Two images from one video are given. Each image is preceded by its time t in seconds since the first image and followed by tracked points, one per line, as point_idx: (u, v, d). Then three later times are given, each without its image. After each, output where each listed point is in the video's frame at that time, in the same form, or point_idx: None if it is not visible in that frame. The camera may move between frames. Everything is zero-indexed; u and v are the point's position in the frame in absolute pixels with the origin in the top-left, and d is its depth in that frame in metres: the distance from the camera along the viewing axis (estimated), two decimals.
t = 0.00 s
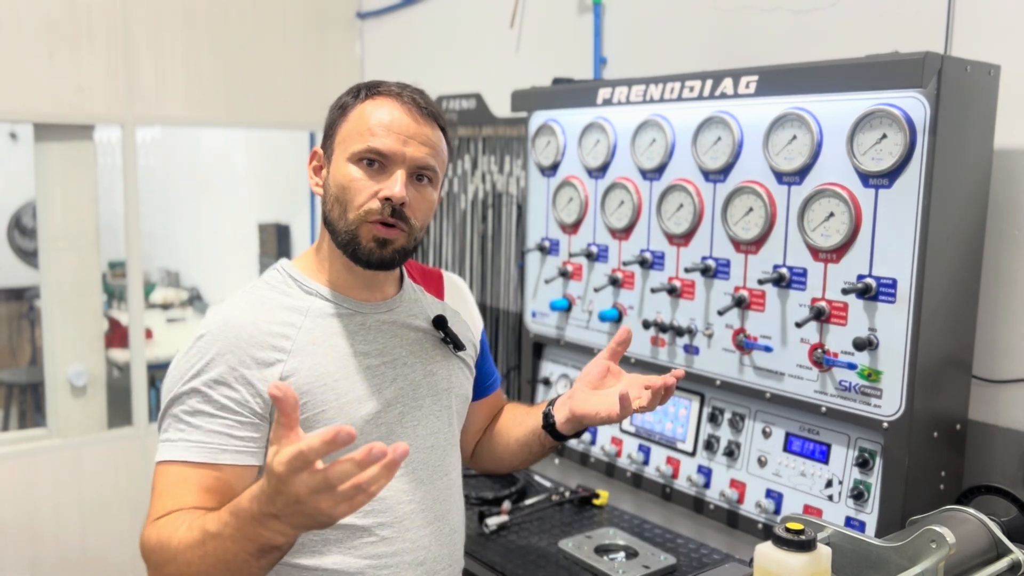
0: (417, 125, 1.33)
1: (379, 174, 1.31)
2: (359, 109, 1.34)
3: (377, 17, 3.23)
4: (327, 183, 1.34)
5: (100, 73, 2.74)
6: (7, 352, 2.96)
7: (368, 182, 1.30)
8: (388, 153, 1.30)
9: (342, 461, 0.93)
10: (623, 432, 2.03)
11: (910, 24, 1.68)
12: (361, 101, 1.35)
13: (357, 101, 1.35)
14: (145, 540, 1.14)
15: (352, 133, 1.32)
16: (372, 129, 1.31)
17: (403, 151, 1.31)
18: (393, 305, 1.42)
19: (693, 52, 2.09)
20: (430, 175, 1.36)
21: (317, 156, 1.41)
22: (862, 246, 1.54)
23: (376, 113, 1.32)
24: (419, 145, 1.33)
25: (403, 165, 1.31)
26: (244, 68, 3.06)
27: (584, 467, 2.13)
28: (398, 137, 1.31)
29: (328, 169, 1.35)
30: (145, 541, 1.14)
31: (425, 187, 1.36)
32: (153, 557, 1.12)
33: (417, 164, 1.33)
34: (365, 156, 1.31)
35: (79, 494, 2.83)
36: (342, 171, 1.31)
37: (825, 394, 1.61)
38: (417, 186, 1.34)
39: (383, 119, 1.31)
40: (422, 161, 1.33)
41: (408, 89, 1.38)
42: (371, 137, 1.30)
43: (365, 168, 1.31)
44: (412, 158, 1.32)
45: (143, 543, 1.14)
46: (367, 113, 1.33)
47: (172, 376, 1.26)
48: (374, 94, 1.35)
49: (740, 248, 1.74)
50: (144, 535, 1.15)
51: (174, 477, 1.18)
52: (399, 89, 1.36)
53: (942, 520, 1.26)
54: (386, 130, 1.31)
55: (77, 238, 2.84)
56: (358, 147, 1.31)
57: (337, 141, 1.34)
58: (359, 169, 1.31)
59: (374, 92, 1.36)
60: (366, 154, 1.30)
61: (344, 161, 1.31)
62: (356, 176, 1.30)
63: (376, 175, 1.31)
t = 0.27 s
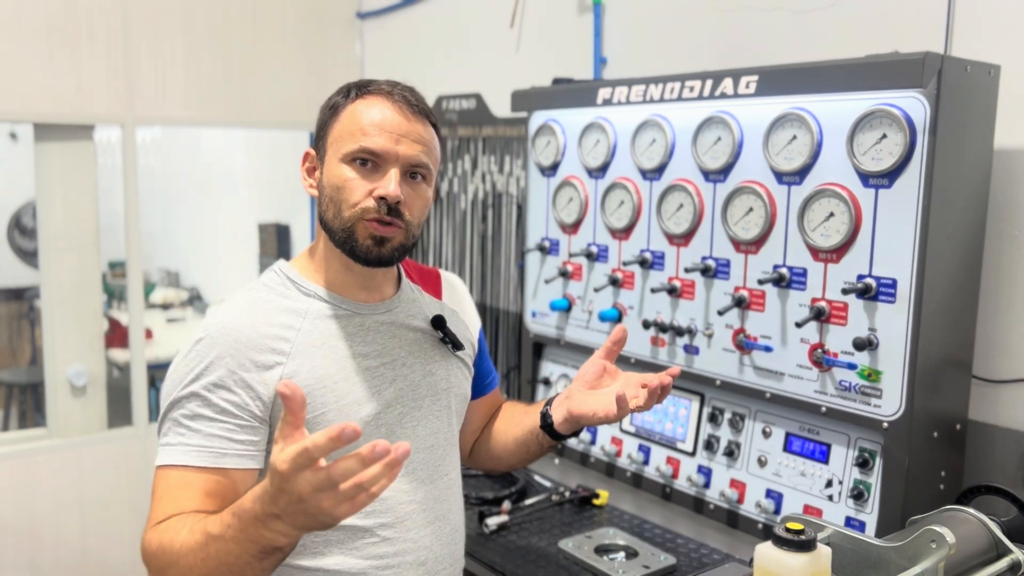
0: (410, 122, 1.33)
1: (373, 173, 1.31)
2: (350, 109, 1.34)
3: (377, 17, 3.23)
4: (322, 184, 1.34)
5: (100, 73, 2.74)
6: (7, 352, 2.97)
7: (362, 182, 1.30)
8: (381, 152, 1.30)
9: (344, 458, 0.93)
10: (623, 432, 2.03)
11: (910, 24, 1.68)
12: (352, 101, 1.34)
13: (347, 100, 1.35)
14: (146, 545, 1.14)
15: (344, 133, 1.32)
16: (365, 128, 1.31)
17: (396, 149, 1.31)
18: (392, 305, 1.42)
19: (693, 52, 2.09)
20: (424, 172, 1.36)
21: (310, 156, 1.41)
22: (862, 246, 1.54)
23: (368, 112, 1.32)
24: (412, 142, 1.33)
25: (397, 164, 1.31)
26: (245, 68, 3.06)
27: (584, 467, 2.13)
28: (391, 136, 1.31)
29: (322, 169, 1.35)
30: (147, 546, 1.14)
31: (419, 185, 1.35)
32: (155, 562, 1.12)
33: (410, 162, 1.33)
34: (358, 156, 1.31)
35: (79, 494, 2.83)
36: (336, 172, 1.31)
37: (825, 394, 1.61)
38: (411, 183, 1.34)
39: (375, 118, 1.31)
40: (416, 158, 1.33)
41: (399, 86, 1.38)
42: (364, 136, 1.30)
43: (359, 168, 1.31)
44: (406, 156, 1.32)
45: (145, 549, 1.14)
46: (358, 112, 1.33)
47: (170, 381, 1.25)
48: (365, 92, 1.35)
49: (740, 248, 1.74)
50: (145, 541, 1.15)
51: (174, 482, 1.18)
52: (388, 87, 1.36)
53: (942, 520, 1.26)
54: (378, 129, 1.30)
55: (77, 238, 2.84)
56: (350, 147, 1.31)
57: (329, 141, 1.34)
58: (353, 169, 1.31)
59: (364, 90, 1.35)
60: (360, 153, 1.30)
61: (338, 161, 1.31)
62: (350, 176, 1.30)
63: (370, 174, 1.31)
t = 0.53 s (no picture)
0: (434, 132, 1.35)
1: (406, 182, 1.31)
2: (377, 113, 1.31)
3: (377, 17, 3.23)
4: (346, 188, 1.30)
5: (100, 73, 2.74)
6: (7, 352, 2.95)
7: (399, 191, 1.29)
8: (418, 161, 1.31)
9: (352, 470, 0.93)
10: (623, 432, 2.03)
11: (910, 24, 1.68)
12: (379, 105, 1.32)
13: (372, 104, 1.32)
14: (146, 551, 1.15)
15: (378, 139, 1.30)
16: (401, 137, 1.30)
17: (428, 159, 1.32)
18: (389, 306, 1.42)
19: (693, 52, 2.09)
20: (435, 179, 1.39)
21: (318, 153, 1.33)
22: (862, 246, 1.54)
23: (401, 120, 1.31)
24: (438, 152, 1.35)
25: (428, 173, 1.33)
26: (244, 68, 3.06)
27: (584, 467, 2.13)
28: (424, 146, 1.32)
29: (345, 173, 1.31)
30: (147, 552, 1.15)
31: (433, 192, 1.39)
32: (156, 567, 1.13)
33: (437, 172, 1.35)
34: (395, 165, 1.29)
35: (79, 495, 2.83)
36: (369, 179, 1.29)
37: (825, 394, 1.61)
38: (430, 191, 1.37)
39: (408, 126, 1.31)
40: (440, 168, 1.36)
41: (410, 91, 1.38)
42: (398, 145, 1.30)
43: (394, 176, 1.29)
44: (435, 166, 1.34)
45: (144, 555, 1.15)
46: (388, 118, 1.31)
47: (169, 385, 1.25)
48: (388, 98, 1.34)
49: (740, 248, 1.74)
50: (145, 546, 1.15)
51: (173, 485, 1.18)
52: (394, 87, 1.36)
53: (942, 520, 1.26)
54: (414, 139, 1.31)
55: (77, 238, 2.84)
56: (388, 155, 1.29)
57: (356, 145, 1.30)
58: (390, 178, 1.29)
59: (387, 96, 1.34)
60: (397, 161, 1.29)
61: (370, 168, 1.29)
62: (387, 185, 1.29)
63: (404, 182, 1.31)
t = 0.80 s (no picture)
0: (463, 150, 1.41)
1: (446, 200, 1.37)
2: (428, 132, 1.33)
3: (377, 17, 3.24)
4: (397, 203, 1.32)
5: (100, 73, 2.74)
6: (7, 352, 2.96)
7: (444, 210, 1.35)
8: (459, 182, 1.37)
9: None
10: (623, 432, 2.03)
11: (910, 24, 1.68)
12: (429, 123, 1.34)
13: (423, 121, 1.33)
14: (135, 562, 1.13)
15: (431, 158, 1.33)
16: (450, 159, 1.35)
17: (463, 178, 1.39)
18: (389, 306, 1.42)
19: (693, 53, 2.10)
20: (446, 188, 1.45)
21: (364, 162, 1.30)
22: (862, 246, 1.54)
23: (447, 140, 1.35)
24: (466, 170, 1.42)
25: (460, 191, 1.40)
26: (245, 68, 3.06)
27: (584, 467, 2.13)
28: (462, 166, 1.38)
29: (395, 187, 1.32)
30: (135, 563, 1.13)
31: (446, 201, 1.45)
32: None
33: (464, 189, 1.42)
34: (443, 185, 1.34)
35: (79, 495, 2.82)
36: (421, 197, 1.33)
37: (825, 394, 1.61)
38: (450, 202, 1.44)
39: (452, 147, 1.36)
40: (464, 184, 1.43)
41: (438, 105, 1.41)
42: (447, 167, 1.34)
43: (440, 195, 1.35)
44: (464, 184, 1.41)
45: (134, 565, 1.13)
46: (438, 138, 1.34)
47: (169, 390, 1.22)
48: (433, 116, 1.36)
49: (740, 248, 1.74)
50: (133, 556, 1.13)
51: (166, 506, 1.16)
52: (416, 95, 1.37)
53: (941, 520, 1.26)
54: (457, 160, 1.37)
55: (77, 238, 2.84)
56: (440, 176, 1.33)
57: (409, 162, 1.32)
58: (438, 197, 1.34)
59: (431, 113, 1.36)
60: (445, 182, 1.34)
61: (423, 187, 1.33)
62: (436, 204, 1.34)
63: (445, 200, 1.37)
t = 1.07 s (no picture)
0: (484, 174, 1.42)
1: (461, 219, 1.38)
2: (459, 150, 1.34)
3: (377, 17, 3.24)
4: (417, 212, 1.32)
5: (100, 73, 2.74)
6: (7, 352, 2.97)
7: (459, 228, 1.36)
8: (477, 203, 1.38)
9: None
10: (623, 432, 2.03)
11: (910, 24, 1.68)
12: (461, 142, 1.35)
13: (456, 139, 1.34)
14: None
15: (457, 176, 1.33)
16: (473, 180, 1.36)
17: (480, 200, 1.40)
18: (395, 308, 1.42)
19: (693, 53, 2.10)
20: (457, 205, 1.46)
21: (393, 167, 1.29)
22: (862, 246, 1.54)
23: (474, 162, 1.36)
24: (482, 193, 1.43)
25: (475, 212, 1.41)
26: (244, 68, 3.06)
27: (584, 467, 2.13)
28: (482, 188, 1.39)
29: (419, 197, 1.31)
30: None
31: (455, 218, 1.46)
32: None
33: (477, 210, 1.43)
34: (462, 204, 1.35)
35: (79, 495, 2.83)
36: (440, 212, 1.33)
37: (825, 394, 1.61)
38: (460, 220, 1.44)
39: (477, 169, 1.37)
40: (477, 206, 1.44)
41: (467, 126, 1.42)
42: (470, 186, 1.35)
43: (458, 213, 1.35)
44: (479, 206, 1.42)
45: None
46: (467, 157, 1.35)
47: (193, 390, 1.21)
48: (465, 135, 1.37)
49: (740, 248, 1.74)
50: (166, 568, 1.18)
51: (187, 532, 1.18)
52: (451, 112, 1.37)
53: (942, 520, 1.26)
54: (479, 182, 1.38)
55: (77, 238, 2.83)
56: (462, 196, 1.34)
57: (438, 175, 1.32)
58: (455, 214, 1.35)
59: (463, 132, 1.37)
60: (465, 202, 1.35)
61: (444, 202, 1.33)
62: (453, 222, 1.34)
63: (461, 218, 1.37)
